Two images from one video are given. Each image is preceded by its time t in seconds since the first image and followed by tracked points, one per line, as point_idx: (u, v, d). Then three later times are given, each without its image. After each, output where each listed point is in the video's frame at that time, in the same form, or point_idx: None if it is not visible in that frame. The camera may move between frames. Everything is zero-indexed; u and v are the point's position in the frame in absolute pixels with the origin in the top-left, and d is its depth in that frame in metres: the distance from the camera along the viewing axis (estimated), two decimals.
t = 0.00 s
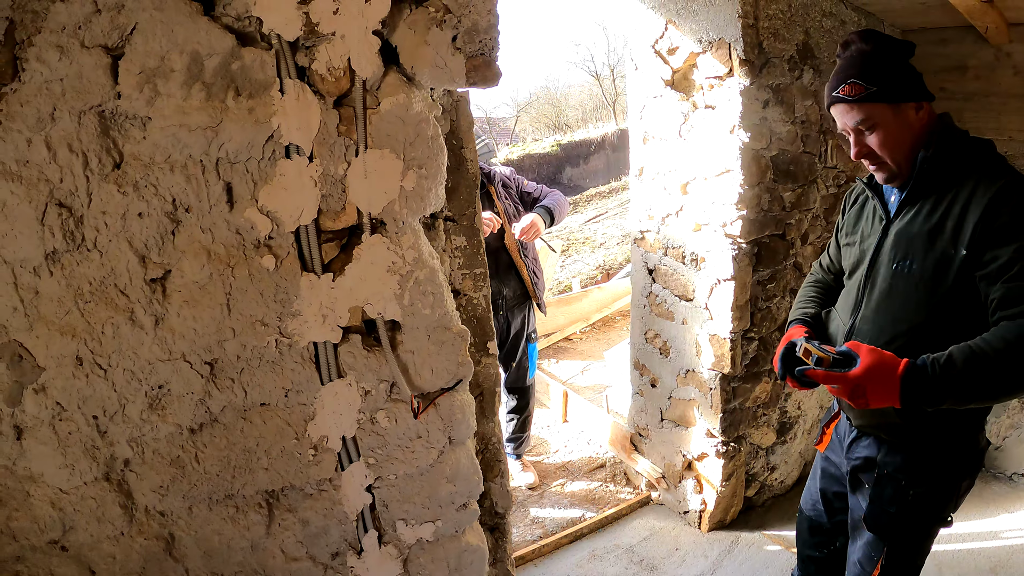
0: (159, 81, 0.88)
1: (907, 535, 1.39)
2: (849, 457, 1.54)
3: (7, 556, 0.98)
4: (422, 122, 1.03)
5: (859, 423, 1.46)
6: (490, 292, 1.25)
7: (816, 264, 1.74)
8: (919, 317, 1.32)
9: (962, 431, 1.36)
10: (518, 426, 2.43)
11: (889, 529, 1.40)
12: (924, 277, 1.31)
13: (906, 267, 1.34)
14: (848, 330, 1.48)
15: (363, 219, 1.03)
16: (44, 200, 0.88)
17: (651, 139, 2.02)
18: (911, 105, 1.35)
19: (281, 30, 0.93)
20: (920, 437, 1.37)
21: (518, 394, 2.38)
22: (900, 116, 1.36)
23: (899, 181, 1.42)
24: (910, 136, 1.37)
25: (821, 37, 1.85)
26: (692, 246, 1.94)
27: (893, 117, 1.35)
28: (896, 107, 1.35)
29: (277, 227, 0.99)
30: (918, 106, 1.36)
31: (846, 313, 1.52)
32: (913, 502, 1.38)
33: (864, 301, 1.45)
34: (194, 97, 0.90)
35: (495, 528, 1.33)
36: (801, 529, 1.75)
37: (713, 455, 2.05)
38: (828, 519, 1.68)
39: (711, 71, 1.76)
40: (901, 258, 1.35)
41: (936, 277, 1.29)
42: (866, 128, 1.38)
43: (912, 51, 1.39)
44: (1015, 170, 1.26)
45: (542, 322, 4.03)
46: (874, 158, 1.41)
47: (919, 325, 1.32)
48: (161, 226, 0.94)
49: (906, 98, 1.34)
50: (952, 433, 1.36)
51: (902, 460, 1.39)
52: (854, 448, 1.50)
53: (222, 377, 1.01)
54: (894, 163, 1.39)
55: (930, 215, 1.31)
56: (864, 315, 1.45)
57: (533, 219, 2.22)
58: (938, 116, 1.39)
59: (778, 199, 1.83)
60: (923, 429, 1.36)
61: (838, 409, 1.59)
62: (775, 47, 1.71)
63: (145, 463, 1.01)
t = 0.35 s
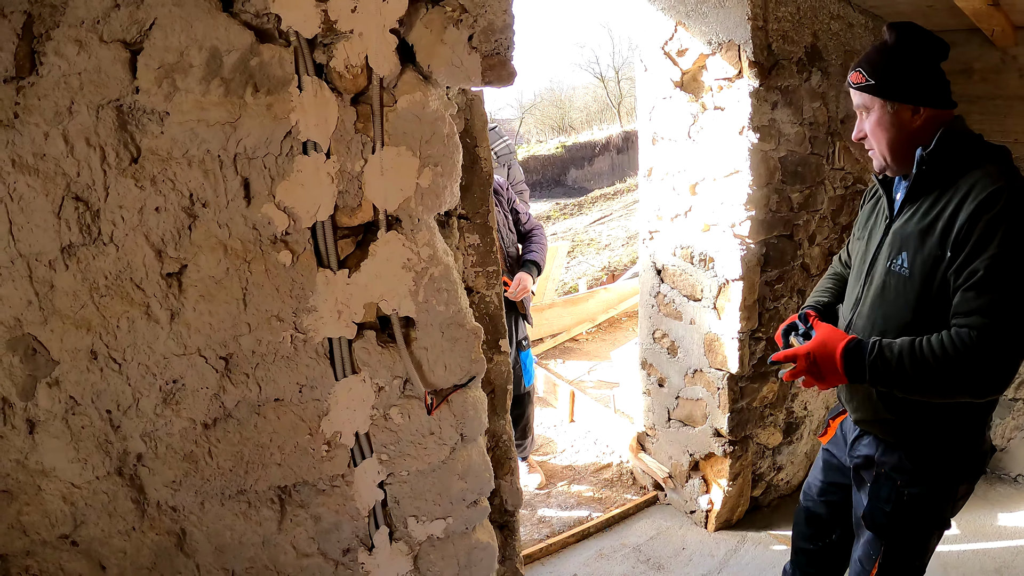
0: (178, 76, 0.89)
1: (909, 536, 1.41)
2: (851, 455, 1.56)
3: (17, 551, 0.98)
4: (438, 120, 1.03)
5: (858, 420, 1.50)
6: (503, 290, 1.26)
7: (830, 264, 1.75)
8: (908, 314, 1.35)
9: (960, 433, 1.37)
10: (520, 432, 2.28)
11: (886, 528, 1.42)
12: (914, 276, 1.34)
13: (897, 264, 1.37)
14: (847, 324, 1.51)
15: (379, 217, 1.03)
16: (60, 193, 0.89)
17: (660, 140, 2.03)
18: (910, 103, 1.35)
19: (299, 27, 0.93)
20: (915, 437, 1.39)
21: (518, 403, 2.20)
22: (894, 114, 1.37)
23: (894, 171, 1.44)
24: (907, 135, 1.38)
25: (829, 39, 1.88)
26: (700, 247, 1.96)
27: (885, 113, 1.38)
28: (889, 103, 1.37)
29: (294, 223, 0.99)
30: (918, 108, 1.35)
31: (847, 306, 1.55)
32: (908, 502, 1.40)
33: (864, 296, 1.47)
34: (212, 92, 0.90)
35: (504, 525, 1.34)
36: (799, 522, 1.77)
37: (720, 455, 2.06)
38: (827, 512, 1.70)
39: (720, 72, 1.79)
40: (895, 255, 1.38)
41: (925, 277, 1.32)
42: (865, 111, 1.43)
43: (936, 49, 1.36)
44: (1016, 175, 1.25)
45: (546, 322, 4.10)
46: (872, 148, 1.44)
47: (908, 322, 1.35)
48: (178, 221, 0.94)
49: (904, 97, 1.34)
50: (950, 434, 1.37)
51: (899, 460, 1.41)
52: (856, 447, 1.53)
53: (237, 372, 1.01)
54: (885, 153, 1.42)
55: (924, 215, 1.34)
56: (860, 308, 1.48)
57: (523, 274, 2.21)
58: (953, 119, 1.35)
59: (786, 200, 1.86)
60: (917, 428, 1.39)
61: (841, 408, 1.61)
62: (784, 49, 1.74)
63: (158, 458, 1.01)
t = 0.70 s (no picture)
0: (201, 74, 0.90)
1: (900, 526, 1.45)
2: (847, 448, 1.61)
3: (33, 543, 0.99)
4: (459, 120, 1.04)
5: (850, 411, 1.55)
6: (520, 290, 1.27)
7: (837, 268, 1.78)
8: (889, 301, 1.40)
9: (945, 423, 1.42)
10: (531, 432, 2.23)
11: (878, 518, 1.47)
12: (896, 264, 1.39)
13: (882, 253, 1.43)
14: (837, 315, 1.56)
15: (400, 215, 1.04)
16: (83, 189, 0.89)
17: (677, 143, 2.03)
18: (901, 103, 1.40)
19: (322, 27, 0.94)
20: (902, 426, 1.44)
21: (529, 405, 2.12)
22: (884, 114, 1.42)
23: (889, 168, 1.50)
24: (898, 134, 1.43)
25: (846, 42, 1.88)
26: (716, 250, 1.96)
27: (876, 113, 1.43)
28: (879, 104, 1.42)
29: (315, 221, 1.00)
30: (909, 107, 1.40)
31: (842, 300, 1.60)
32: (898, 491, 1.44)
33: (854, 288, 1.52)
34: (236, 90, 0.91)
35: (517, 525, 1.34)
36: (807, 523, 1.78)
37: (732, 458, 2.06)
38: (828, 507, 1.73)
39: (737, 76, 1.79)
40: (880, 246, 1.44)
41: (905, 265, 1.37)
42: (860, 113, 1.48)
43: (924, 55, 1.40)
44: (994, 168, 1.29)
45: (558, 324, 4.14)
46: (866, 147, 1.50)
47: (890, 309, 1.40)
48: (200, 217, 0.95)
49: (892, 98, 1.39)
50: (935, 424, 1.42)
51: (888, 450, 1.46)
52: (850, 438, 1.59)
53: (256, 369, 1.02)
54: (880, 152, 1.48)
55: (906, 206, 1.39)
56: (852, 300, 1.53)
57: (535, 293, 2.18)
58: (941, 120, 1.40)
59: (802, 204, 1.86)
60: (903, 416, 1.43)
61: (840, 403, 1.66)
62: (801, 52, 1.73)
63: (175, 453, 1.01)
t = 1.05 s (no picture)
0: (222, 74, 0.90)
1: (901, 512, 1.45)
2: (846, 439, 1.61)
3: (50, 535, 1.01)
4: (478, 122, 1.03)
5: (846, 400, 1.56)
6: (538, 292, 1.26)
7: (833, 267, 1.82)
8: (881, 288, 1.44)
9: (941, 408, 1.43)
10: (546, 435, 2.22)
11: (881, 506, 1.47)
12: (885, 252, 1.43)
13: (873, 243, 1.48)
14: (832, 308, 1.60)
15: (418, 216, 1.04)
16: (104, 186, 0.90)
17: (697, 145, 2.02)
18: (884, 111, 1.46)
19: (342, 28, 0.94)
20: (898, 410, 1.45)
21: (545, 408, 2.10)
22: (870, 119, 1.48)
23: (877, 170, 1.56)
24: (884, 139, 1.49)
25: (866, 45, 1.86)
26: (735, 253, 1.95)
27: (863, 120, 1.49)
28: (865, 111, 1.48)
29: (334, 220, 1.00)
30: (891, 115, 1.45)
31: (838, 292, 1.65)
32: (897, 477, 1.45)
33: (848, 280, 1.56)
34: (256, 91, 0.91)
35: (531, 527, 1.34)
36: (815, 523, 1.76)
37: (748, 463, 2.05)
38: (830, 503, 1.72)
39: (757, 78, 1.77)
40: (870, 236, 1.49)
41: (893, 251, 1.41)
42: (849, 119, 1.54)
43: (908, 65, 1.45)
44: (974, 157, 1.34)
45: (575, 326, 4.17)
46: (857, 151, 1.56)
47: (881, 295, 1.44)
48: (220, 216, 0.95)
49: (876, 104, 1.45)
50: (932, 408, 1.43)
51: (886, 436, 1.47)
52: (849, 429, 1.58)
53: (274, 367, 1.02)
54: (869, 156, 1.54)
55: (892, 196, 1.44)
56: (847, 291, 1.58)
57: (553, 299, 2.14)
58: (924, 121, 1.45)
59: (821, 208, 1.84)
60: (898, 400, 1.44)
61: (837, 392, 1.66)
62: (821, 55, 1.72)
63: (192, 449, 1.02)
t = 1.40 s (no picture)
0: (231, 72, 0.91)
1: (907, 504, 1.43)
2: (847, 436, 1.59)
3: (59, 526, 1.03)
4: (487, 120, 1.03)
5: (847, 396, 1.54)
6: (546, 290, 1.26)
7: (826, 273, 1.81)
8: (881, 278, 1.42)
9: (945, 393, 1.42)
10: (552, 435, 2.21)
11: (887, 499, 1.45)
12: (882, 243, 1.43)
13: (871, 237, 1.46)
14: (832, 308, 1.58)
15: (426, 214, 1.04)
16: (114, 183, 0.91)
17: (709, 144, 2.01)
18: (863, 123, 1.49)
19: (351, 26, 0.95)
20: (901, 402, 1.43)
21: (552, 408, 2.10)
22: (852, 133, 1.51)
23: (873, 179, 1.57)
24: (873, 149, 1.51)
25: (881, 43, 1.83)
26: (746, 253, 1.94)
27: (846, 135, 1.52)
28: (847, 126, 1.51)
29: (342, 218, 1.01)
30: (871, 124, 1.49)
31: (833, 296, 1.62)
32: (902, 469, 1.43)
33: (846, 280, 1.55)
34: (264, 89, 0.92)
35: (537, 525, 1.34)
36: (818, 526, 1.74)
37: (757, 465, 2.04)
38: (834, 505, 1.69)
39: (770, 77, 1.76)
40: (865, 232, 1.48)
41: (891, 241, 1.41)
42: (833, 138, 1.57)
43: (872, 74, 1.49)
44: (959, 149, 1.38)
45: (586, 325, 4.18)
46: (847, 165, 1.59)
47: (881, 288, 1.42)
48: (229, 213, 0.96)
49: (856, 118, 1.48)
50: (936, 393, 1.42)
51: (890, 428, 1.45)
52: (851, 425, 1.56)
53: (281, 362, 1.03)
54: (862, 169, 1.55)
55: (884, 192, 1.45)
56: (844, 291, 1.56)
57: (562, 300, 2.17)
58: (903, 123, 1.49)
59: (834, 208, 1.82)
60: (899, 392, 1.43)
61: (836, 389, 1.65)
62: (835, 53, 1.70)
63: (199, 442, 1.03)
